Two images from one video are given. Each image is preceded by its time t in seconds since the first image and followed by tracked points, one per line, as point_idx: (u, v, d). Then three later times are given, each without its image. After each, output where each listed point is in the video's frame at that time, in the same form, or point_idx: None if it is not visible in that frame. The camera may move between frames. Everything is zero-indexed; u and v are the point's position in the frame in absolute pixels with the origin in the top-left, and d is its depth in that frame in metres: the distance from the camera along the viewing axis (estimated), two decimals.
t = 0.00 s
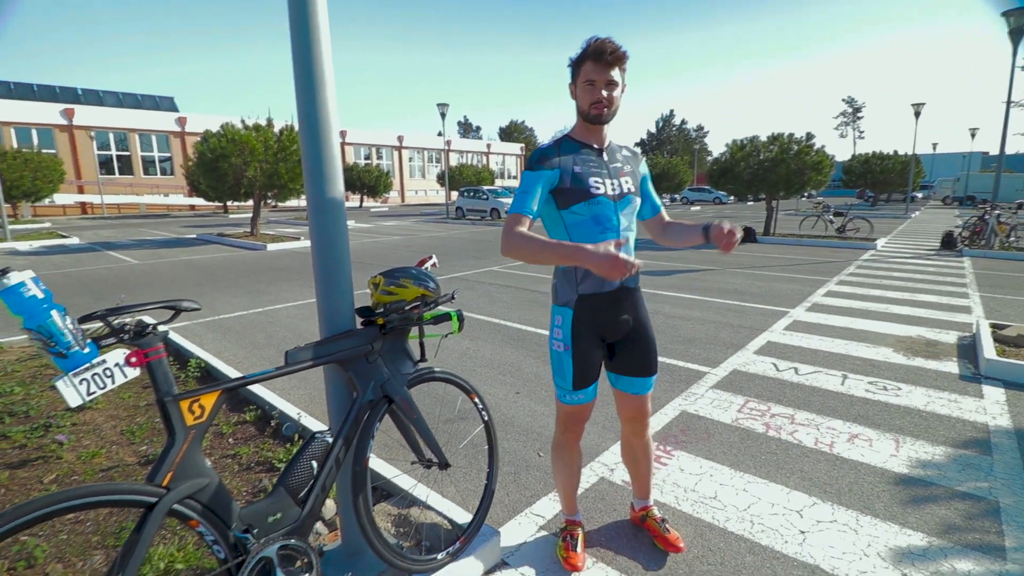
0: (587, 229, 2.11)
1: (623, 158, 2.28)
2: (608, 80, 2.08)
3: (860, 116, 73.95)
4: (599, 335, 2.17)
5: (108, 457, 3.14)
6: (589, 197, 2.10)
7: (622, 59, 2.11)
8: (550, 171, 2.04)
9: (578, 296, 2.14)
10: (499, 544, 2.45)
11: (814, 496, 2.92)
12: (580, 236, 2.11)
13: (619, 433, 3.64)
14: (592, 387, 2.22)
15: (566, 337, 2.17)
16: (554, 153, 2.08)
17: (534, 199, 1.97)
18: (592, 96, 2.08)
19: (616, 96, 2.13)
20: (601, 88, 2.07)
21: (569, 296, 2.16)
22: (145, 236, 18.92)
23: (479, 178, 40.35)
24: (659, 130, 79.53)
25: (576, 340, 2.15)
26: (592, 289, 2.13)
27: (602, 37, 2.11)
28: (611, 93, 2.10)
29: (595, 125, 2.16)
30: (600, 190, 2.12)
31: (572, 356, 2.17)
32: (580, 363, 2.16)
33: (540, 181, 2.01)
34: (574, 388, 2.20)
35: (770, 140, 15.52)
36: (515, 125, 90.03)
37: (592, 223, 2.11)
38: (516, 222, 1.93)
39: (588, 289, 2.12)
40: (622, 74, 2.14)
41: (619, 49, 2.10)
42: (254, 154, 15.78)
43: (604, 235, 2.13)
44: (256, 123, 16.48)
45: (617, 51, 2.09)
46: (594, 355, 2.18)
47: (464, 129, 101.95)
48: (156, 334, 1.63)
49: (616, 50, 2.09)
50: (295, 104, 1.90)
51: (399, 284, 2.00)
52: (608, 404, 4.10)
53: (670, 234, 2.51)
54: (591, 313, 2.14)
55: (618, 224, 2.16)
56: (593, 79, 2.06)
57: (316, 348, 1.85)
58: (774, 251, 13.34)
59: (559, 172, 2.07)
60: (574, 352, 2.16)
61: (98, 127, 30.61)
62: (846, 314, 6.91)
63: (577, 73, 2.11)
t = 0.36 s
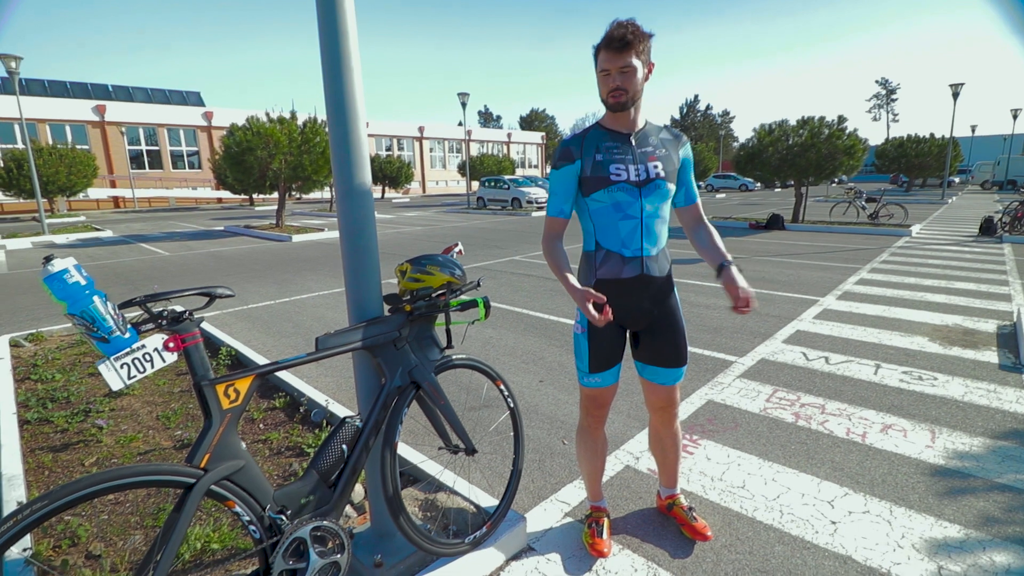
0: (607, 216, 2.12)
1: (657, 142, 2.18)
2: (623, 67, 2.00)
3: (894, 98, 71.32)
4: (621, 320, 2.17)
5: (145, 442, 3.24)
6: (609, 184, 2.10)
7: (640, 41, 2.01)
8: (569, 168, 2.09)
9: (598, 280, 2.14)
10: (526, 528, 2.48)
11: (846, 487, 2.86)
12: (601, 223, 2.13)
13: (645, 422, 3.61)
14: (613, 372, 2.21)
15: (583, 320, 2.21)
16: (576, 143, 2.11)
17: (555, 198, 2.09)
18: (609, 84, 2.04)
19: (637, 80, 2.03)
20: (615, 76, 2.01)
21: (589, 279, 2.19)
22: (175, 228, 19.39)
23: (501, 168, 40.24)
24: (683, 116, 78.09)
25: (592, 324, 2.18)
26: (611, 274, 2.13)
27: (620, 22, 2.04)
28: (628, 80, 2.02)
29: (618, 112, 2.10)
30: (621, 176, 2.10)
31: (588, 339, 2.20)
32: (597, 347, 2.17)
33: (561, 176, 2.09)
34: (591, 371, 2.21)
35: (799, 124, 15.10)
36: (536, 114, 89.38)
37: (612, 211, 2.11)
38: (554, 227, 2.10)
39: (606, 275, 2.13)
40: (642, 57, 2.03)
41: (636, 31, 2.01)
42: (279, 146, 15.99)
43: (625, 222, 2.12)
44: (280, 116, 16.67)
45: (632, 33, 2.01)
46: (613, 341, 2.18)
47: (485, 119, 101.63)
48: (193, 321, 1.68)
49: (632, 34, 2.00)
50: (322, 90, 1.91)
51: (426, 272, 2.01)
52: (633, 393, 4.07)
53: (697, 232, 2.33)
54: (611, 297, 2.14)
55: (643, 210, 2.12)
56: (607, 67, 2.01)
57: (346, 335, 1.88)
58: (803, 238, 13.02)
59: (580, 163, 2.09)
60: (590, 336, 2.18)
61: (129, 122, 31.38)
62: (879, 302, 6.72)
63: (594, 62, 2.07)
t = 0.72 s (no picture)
0: (613, 195, 2.12)
1: (672, 117, 2.07)
2: (614, 55, 1.94)
3: (904, 78, 70.12)
4: (623, 300, 2.15)
5: (156, 423, 3.26)
6: (614, 163, 2.10)
7: (633, 21, 1.90)
8: (578, 148, 2.16)
9: (602, 258, 2.16)
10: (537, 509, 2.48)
11: (856, 469, 2.85)
12: (608, 202, 2.14)
13: (653, 404, 3.61)
14: (620, 351, 2.19)
15: (589, 297, 2.21)
16: (587, 124, 2.16)
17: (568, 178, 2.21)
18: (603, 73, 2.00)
19: (632, 64, 1.96)
20: (606, 66, 1.97)
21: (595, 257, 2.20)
22: (179, 212, 19.38)
23: (505, 151, 39.92)
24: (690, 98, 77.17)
25: (597, 301, 2.17)
26: (616, 253, 2.13)
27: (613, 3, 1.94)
28: (621, 67, 1.96)
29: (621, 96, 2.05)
30: (626, 155, 2.08)
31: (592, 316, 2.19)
32: (599, 324, 2.16)
33: (573, 157, 2.18)
34: (596, 348, 2.20)
35: (809, 104, 14.84)
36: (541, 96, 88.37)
37: (618, 189, 2.11)
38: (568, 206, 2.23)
39: (609, 253, 2.15)
40: (639, 37, 1.93)
41: (627, 12, 1.91)
42: (283, 129, 15.87)
43: (630, 201, 2.10)
44: (283, 98, 16.52)
45: (623, 16, 1.91)
46: (622, 322, 2.17)
47: (489, 101, 100.56)
48: (205, 300, 1.66)
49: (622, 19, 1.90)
50: (330, 65, 1.87)
51: (436, 251, 1.98)
52: (641, 375, 4.06)
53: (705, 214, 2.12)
54: (615, 275, 2.14)
55: (649, 189, 2.08)
56: (599, 57, 1.98)
57: (358, 315, 1.86)
58: (811, 220, 12.89)
59: (589, 143, 2.14)
60: (595, 313, 2.17)
61: (131, 106, 31.22)
62: (889, 284, 6.66)
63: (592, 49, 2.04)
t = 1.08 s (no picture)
0: (609, 207, 2.13)
1: (665, 127, 2.07)
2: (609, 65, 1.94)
3: (903, 90, 70.64)
4: (620, 310, 2.15)
5: (154, 430, 3.24)
6: (608, 176, 2.11)
7: (623, 33, 1.92)
8: (573, 162, 2.19)
9: (599, 268, 2.17)
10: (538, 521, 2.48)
11: (858, 481, 2.83)
12: (604, 213, 2.15)
13: (654, 414, 3.60)
14: (617, 361, 2.18)
15: (586, 306, 2.20)
16: (582, 136, 2.17)
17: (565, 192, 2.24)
18: (598, 84, 2.01)
19: (626, 75, 1.97)
20: (601, 77, 1.98)
21: (592, 266, 2.21)
22: (181, 217, 19.41)
23: (506, 159, 40.09)
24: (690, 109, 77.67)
25: (593, 309, 2.17)
26: (614, 264, 2.14)
27: (601, 17, 1.97)
28: (616, 78, 1.96)
29: (616, 107, 2.06)
30: (620, 168, 2.09)
31: (590, 324, 2.19)
32: (597, 333, 2.16)
33: (568, 170, 2.20)
34: (594, 357, 2.19)
35: (809, 115, 14.93)
36: (542, 106, 88.93)
37: (613, 202, 2.12)
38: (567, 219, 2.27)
39: (606, 264, 2.15)
40: (631, 48, 1.94)
41: (617, 25, 1.93)
42: (286, 136, 15.94)
43: (625, 213, 2.11)
44: (287, 105, 16.61)
45: (613, 29, 1.93)
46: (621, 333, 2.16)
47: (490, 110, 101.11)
48: (206, 307, 1.66)
49: (615, 31, 1.91)
50: (336, 73, 1.89)
51: (438, 260, 1.98)
52: (642, 385, 4.05)
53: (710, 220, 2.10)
54: (612, 285, 2.14)
55: (644, 202, 2.08)
56: (593, 69, 1.98)
57: (359, 323, 1.86)
58: (811, 231, 12.93)
59: (584, 156, 2.16)
60: (593, 322, 2.17)
61: (135, 111, 31.34)
62: (888, 295, 6.67)
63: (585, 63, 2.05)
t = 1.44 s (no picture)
0: (606, 226, 2.11)
1: (655, 145, 2.13)
2: (637, 63, 2.00)
3: (896, 107, 71.52)
4: (624, 328, 2.14)
5: (150, 450, 3.22)
6: (605, 195, 2.08)
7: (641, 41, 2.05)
8: (565, 181, 2.08)
9: (601, 289, 2.13)
10: (537, 541, 2.46)
11: (859, 498, 2.81)
12: (601, 233, 2.11)
13: (654, 432, 3.57)
14: (621, 381, 2.17)
15: (589, 327, 2.16)
16: (571, 154, 2.09)
17: (557, 211, 2.11)
18: (626, 80, 1.98)
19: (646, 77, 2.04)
20: (633, 72, 1.99)
21: (593, 288, 2.17)
22: (180, 237, 19.46)
23: (504, 177, 40.36)
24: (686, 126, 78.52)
25: (599, 331, 2.13)
26: (616, 283, 2.11)
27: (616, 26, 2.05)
28: (643, 76, 2.02)
29: (629, 111, 2.05)
30: (617, 186, 2.08)
31: (594, 346, 2.15)
32: (601, 353, 2.13)
33: (558, 190, 2.08)
34: (598, 379, 2.16)
35: (804, 132, 15.09)
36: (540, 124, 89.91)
37: (611, 221, 2.10)
38: (556, 239, 2.13)
39: (609, 284, 2.12)
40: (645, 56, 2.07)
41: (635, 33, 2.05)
42: (285, 155, 16.06)
43: (625, 231, 2.09)
44: (287, 125, 16.76)
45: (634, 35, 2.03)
46: (622, 351, 2.15)
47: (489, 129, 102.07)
48: (204, 327, 1.66)
49: (638, 34, 2.02)
50: (335, 95, 1.92)
51: (436, 279, 1.99)
52: (642, 402, 4.03)
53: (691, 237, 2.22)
54: (617, 305, 2.12)
55: (643, 219, 2.10)
56: (623, 64, 1.98)
57: (357, 342, 1.86)
58: (808, 246, 12.98)
59: (577, 175, 2.08)
60: (597, 343, 2.14)
61: (137, 131, 31.64)
62: (886, 310, 6.67)
63: (600, 64, 2.03)
